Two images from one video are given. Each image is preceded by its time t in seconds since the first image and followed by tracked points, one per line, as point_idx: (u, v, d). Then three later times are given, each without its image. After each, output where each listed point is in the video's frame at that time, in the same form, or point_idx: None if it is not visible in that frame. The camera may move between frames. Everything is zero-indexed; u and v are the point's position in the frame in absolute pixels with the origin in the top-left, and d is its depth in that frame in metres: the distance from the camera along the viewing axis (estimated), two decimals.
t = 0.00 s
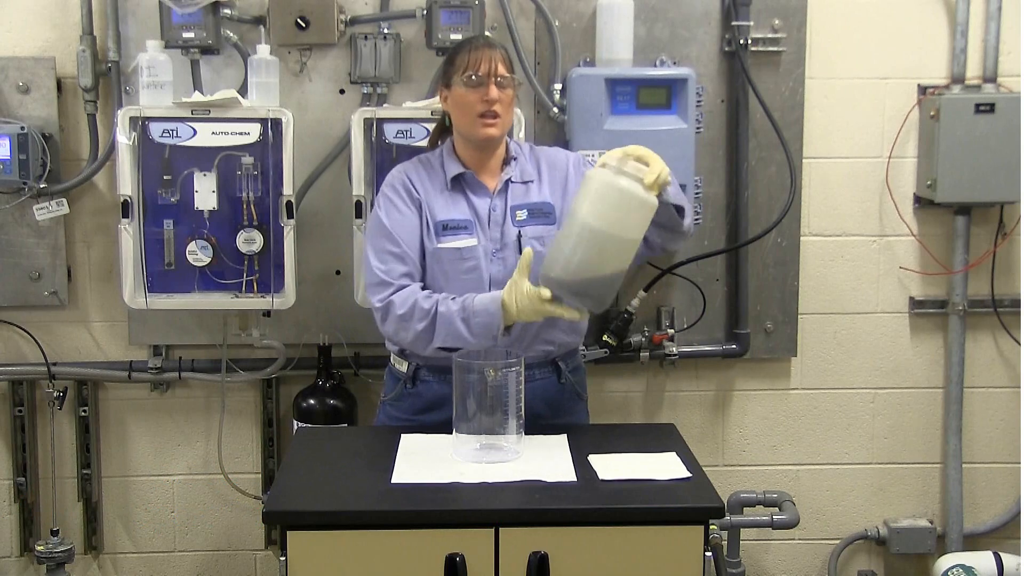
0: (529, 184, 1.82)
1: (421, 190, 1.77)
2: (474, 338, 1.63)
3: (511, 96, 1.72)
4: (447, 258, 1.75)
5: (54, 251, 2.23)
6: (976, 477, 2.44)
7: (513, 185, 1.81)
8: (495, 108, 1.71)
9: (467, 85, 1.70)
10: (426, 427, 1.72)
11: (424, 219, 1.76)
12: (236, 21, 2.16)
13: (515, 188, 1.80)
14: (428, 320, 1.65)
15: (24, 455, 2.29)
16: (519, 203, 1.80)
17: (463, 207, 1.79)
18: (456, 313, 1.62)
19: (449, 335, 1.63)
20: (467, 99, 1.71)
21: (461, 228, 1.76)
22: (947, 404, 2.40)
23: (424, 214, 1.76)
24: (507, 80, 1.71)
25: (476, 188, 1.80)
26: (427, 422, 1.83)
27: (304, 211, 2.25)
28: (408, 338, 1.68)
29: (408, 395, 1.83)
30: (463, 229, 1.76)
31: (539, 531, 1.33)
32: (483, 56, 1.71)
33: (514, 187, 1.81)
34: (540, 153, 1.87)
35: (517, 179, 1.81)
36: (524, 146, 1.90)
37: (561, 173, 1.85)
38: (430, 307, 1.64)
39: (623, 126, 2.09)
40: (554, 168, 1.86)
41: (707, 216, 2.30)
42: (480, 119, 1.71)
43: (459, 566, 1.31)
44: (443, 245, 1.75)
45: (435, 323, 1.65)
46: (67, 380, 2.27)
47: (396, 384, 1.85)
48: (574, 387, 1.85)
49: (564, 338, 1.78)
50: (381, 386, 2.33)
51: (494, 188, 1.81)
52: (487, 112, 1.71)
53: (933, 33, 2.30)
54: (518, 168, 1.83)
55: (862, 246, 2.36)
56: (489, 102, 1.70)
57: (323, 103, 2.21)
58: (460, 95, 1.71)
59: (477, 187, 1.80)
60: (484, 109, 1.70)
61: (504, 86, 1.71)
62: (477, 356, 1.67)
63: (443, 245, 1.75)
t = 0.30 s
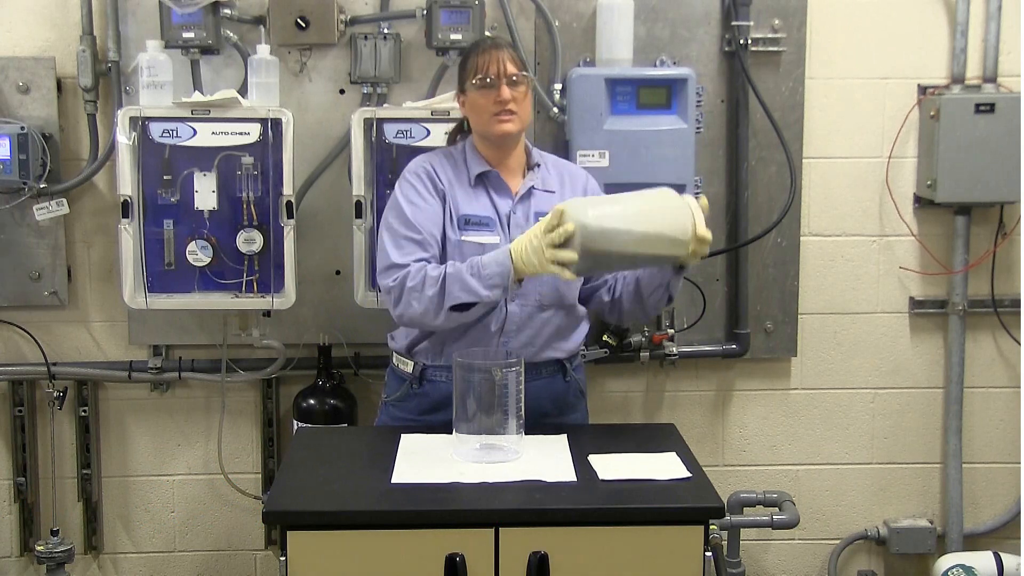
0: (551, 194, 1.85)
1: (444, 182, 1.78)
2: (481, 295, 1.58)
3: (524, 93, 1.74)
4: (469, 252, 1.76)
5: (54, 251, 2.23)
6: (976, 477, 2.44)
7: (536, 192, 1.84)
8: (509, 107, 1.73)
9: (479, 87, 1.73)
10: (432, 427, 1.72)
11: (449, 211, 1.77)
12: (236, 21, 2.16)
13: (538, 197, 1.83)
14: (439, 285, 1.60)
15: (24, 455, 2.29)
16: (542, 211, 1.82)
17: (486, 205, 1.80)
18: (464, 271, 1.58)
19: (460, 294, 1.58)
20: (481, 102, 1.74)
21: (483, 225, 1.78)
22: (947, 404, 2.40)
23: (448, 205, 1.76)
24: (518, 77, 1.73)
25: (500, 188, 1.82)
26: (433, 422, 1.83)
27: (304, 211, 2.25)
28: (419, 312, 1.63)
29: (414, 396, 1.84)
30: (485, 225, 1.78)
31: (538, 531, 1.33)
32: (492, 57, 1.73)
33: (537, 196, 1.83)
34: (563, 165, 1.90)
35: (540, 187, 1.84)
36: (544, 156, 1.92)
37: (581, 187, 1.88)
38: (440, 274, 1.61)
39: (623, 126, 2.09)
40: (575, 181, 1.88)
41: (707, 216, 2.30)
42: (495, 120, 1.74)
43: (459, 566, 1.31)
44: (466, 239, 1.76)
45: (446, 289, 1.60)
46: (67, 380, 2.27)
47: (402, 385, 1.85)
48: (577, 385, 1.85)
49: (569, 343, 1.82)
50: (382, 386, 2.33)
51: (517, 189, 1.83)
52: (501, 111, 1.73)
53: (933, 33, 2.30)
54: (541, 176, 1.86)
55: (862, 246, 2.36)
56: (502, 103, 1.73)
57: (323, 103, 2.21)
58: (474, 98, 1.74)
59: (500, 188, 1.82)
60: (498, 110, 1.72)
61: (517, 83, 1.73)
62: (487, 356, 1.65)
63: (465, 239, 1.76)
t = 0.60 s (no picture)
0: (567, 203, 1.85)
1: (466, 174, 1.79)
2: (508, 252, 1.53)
3: (541, 94, 1.74)
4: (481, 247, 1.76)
5: (54, 251, 2.23)
6: (975, 477, 2.44)
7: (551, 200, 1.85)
8: (526, 109, 1.73)
9: (497, 91, 1.73)
10: (430, 426, 1.72)
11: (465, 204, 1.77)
12: (236, 21, 2.16)
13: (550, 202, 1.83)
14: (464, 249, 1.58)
15: (24, 455, 2.29)
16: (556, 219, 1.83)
17: (502, 205, 1.80)
18: (491, 230, 1.54)
19: (486, 252, 1.54)
20: (499, 106, 1.74)
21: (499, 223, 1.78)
22: (947, 404, 2.40)
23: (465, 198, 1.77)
24: (536, 81, 1.72)
25: (517, 190, 1.82)
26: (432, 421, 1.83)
27: (304, 211, 2.25)
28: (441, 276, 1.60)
29: (414, 394, 1.83)
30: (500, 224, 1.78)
31: (539, 531, 1.33)
32: (510, 60, 1.73)
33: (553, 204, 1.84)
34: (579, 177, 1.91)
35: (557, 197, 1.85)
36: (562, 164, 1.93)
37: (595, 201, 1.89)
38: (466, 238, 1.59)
39: (623, 126, 2.09)
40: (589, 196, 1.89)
41: (707, 216, 2.30)
42: (513, 122, 1.74)
43: (458, 566, 1.31)
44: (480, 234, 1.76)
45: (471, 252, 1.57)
46: (67, 380, 2.27)
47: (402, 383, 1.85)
48: (578, 385, 1.86)
49: (569, 348, 1.83)
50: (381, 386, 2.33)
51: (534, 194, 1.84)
52: (519, 115, 1.73)
53: (933, 33, 2.30)
54: (558, 185, 1.86)
55: (862, 246, 2.36)
56: (519, 105, 1.72)
57: (323, 103, 2.21)
58: (492, 101, 1.74)
59: (518, 192, 1.82)
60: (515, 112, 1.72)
61: (534, 86, 1.72)
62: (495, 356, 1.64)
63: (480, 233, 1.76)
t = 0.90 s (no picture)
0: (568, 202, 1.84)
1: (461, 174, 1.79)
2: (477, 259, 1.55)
3: (540, 93, 1.74)
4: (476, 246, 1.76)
5: (54, 251, 2.23)
6: (975, 477, 2.44)
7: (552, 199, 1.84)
8: (524, 107, 1.73)
9: (495, 90, 1.73)
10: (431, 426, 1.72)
11: (461, 204, 1.77)
12: (236, 21, 2.16)
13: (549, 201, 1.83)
14: (437, 255, 1.59)
15: (24, 455, 2.29)
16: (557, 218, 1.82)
17: (500, 205, 1.80)
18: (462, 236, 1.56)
19: (457, 260, 1.56)
20: (498, 106, 1.74)
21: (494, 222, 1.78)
22: (947, 404, 2.40)
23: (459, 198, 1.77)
24: (535, 80, 1.73)
25: (517, 189, 1.82)
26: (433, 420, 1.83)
27: (304, 211, 2.25)
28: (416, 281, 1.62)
29: (414, 392, 1.83)
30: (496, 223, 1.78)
31: (539, 530, 1.33)
32: (508, 61, 1.73)
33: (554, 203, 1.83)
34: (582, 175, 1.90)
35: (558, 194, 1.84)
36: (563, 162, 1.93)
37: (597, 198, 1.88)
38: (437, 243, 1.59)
39: (623, 126, 2.09)
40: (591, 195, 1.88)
41: (707, 216, 2.30)
42: (511, 121, 1.74)
43: (458, 566, 1.31)
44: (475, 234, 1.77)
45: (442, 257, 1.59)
46: (67, 380, 2.27)
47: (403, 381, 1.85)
48: (579, 385, 1.86)
49: (569, 348, 1.83)
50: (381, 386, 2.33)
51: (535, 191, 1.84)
52: (519, 115, 1.73)
53: (933, 33, 2.30)
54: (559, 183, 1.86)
55: (862, 246, 2.36)
56: (517, 103, 1.73)
57: (323, 104, 2.22)
58: (491, 102, 1.74)
59: (518, 191, 1.83)
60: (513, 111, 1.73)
61: (533, 86, 1.73)
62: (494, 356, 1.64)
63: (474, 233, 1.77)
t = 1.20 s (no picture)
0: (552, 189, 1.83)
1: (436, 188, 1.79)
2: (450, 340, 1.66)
3: (517, 92, 1.74)
4: (456, 255, 1.76)
5: (54, 251, 2.23)
6: (975, 477, 2.44)
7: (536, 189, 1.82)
8: (501, 107, 1.74)
9: (472, 90, 1.74)
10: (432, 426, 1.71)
11: (437, 215, 1.77)
12: (236, 21, 2.17)
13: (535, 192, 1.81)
14: (408, 325, 1.69)
15: (24, 455, 2.29)
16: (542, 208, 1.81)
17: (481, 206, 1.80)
18: (433, 317, 1.65)
19: (428, 340, 1.67)
20: (474, 105, 1.75)
21: (473, 227, 1.77)
22: (947, 404, 2.40)
23: (436, 211, 1.77)
24: (511, 77, 1.73)
25: (497, 188, 1.81)
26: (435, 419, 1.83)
27: (304, 211, 2.25)
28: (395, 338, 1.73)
29: (414, 390, 1.84)
30: (475, 227, 1.77)
31: (539, 531, 1.33)
32: (482, 58, 1.73)
33: (537, 192, 1.82)
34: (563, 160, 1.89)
35: (540, 184, 1.82)
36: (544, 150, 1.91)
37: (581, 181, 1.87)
38: (411, 313, 1.68)
39: (623, 126, 2.09)
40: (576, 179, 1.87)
41: (707, 216, 2.30)
42: (489, 121, 1.74)
43: (459, 566, 1.31)
44: (454, 242, 1.76)
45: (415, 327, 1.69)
46: (67, 380, 2.27)
47: (404, 380, 1.85)
48: (580, 383, 1.86)
49: (572, 342, 1.81)
50: (381, 386, 2.33)
51: (516, 188, 1.82)
52: (495, 113, 1.74)
53: (932, 32, 2.30)
54: (541, 172, 1.84)
55: (862, 246, 2.36)
56: (494, 103, 1.73)
57: (323, 104, 2.22)
58: (468, 101, 1.75)
59: (499, 189, 1.81)
60: (491, 110, 1.73)
61: (508, 83, 1.73)
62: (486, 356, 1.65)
63: (453, 241, 1.76)
